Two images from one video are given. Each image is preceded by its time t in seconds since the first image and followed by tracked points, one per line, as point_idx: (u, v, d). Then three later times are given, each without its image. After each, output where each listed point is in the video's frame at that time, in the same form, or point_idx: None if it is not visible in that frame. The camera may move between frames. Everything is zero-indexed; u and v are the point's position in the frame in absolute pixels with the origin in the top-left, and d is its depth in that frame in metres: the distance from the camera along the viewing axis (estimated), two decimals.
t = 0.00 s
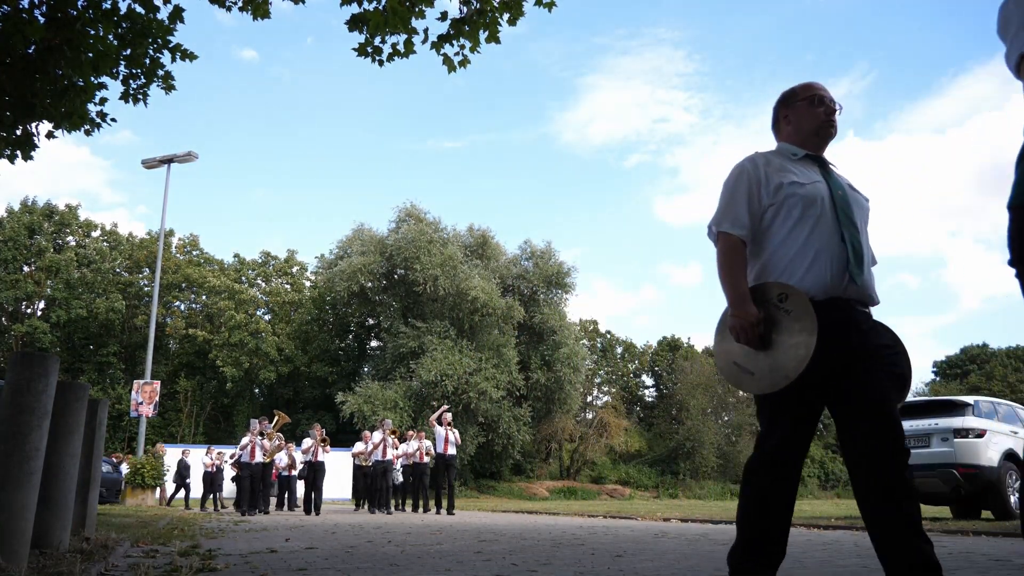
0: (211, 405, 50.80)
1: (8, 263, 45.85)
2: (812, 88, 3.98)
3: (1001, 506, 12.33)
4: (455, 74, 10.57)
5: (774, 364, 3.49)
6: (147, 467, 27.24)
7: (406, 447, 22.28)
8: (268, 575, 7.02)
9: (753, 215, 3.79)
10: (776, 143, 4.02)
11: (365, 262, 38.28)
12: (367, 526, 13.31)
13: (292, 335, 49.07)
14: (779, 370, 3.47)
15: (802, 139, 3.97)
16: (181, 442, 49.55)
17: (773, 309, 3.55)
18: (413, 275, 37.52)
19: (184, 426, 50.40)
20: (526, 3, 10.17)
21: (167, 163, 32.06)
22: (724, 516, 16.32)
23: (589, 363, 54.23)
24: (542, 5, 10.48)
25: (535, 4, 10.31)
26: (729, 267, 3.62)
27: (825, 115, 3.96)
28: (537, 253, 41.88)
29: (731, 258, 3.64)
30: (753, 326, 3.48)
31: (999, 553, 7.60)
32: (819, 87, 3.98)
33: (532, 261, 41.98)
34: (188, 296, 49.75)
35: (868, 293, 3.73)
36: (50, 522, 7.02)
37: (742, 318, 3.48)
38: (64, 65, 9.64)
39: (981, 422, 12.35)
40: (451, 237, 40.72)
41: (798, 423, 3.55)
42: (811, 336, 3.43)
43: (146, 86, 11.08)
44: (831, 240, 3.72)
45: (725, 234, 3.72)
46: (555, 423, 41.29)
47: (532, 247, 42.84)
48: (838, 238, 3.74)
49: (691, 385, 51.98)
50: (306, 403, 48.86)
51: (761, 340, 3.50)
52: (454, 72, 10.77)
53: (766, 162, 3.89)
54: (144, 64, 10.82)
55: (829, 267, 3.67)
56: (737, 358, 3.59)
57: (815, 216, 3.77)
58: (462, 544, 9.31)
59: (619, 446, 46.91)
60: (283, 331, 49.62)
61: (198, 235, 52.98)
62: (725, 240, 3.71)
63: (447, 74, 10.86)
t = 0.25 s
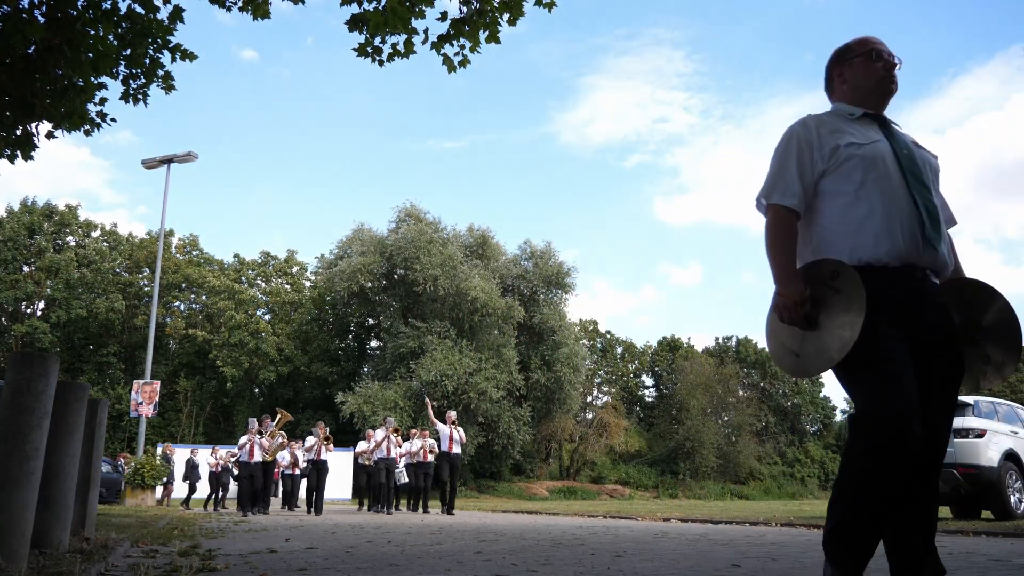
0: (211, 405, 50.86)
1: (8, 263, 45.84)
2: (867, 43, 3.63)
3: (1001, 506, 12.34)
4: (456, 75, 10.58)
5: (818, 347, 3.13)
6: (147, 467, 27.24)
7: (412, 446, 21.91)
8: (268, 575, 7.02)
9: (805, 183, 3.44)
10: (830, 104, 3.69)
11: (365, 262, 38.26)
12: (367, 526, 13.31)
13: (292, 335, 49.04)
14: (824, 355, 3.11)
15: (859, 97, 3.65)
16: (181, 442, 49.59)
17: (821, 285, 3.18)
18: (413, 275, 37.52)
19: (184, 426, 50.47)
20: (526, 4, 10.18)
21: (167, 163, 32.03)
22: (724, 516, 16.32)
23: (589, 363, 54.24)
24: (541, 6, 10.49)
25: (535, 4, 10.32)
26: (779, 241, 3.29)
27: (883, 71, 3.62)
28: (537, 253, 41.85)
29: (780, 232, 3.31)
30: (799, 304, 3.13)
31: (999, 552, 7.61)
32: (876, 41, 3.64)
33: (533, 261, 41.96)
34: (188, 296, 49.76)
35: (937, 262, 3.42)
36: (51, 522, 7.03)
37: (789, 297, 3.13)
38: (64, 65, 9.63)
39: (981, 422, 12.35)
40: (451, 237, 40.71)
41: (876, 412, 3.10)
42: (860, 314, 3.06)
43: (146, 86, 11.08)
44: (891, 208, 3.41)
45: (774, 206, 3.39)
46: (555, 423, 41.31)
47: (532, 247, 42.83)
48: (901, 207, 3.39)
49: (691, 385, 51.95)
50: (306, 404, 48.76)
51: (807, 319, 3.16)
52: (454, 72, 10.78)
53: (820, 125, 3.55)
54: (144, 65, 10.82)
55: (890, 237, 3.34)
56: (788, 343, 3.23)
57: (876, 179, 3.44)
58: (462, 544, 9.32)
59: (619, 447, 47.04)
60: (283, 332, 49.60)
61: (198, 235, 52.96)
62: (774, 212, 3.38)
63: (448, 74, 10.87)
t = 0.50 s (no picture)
0: (211, 405, 50.87)
1: (8, 263, 45.81)
2: (919, 8, 3.29)
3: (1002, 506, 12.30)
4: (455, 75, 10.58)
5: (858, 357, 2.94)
6: (147, 467, 27.23)
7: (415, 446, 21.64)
8: (268, 575, 7.02)
9: (854, 169, 3.13)
10: (880, 77, 3.33)
11: (365, 262, 38.25)
12: (367, 526, 13.30)
13: (292, 335, 49.00)
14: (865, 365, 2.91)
15: (911, 67, 3.29)
16: (181, 442, 49.60)
17: (865, 289, 2.96)
18: (413, 275, 37.51)
19: (184, 426, 50.48)
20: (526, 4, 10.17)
21: (167, 163, 32.02)
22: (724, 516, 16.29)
23: (589, 363, 54.24)
24: (542, 5, 10.48)
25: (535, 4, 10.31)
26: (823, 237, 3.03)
27: (939, 37, 3.27)
28: (537, 253, 41.85)
29: (826, 228, 3.04)
30: (839, 311, 2.93)
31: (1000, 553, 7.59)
32: (928, 5, 3.31)
33: (532, 261, 41.96)
34: (188, 296, 49.76)
35: (1005, 248, 3.04)
36: (50, 521, 7.03)
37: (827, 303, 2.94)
38: (64, 65, 9.64)
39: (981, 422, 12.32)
40: (451, 237, 40.69)
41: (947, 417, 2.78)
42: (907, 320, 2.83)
43: (146, 86, 11.09)
44: (956, 190, 3.05)
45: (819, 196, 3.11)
46: (555, 423, 41.29)
47: (532, 247, 42.82)
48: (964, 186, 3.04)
49: (690, 385, 51.91)
50: (306, 404, 48.59)
51: (848, 328, 2.97)
52: (454, 72, 10.78)
53: (874, 100, 3.20)
54: (144, 65, 10.82)
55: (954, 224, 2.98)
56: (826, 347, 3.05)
57: (937, 159, 3.09)
58: (462, 544, 9.30)
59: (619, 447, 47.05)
60: (283, 332, 49.57)
61: (198, 235, 52.95)
62: (819, 204, 3.10)
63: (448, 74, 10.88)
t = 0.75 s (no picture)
0: (211, 405, 50.89)
1: (8, 263, 45.76)
2: None
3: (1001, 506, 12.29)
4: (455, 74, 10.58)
5: (940, 328, 2.47)
6: (146, 467, 27.22)
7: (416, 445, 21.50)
8: (268, 575, 7.01)
9: (927, 115, 2.66)
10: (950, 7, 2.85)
11: (365, 262, 38.23)
12: (367, 526, 13.29)
13: (292, 335, 48.98)
14: (945, 342, 2.46)
15: None
16: (181, 442, 49.61)
17: (951, 251, 2.50)
18: (413, 275, 37.51)
19: (184, 426, 50.51)
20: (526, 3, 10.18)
21: (167, 164, 31.99)
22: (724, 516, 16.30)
23: (589, 363, 54.20)
24: (541, 5, 10.49)
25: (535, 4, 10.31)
26: (885, 191, 2.59)
27: None
28: (536, 253, 41.85)
29: (895, 182, 2.58)
30: (922, 277, 2.44)
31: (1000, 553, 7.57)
32: None
33: (532, 261, 41.96)
34: (188, 296, 49.76)
35: None
36: (51, 521, 7.04)
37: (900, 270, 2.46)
38: (64, 64, 9.63)
39: (981, 422, 12.32)
40: (451, 237, 40.66)
41: None
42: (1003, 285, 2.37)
43: (146, 85, 11.08)
44: None
45: (883, 147, 2.65)
46: (555, 423, 41.31)
47: (532, 247, 42.82)
48: None
49: (691, 384, 51.87)
50: (306, 403, 48.72)
51: (933, 296, 2.46)
52: (454, 72, 10.79)
53: (945, 35, 2.73)
54: (143, 64, 10.81)
55: None
56: (892, 313, 2.60)
57: None
58: (462, 544, 9.29)
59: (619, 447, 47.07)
60: (283, 332, 49.54)
61: (198, 235, 52.93)
62: (884, 156, 2.65)
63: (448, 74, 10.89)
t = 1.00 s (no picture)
0: (210, 405, 50.95)
1: (8, 263, 45.70)
2: None
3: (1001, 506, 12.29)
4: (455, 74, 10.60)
5: None
6: (146, 467, 27.23)
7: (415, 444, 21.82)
8: (268, 575, 7.02)
9: None
10: None
11: (365, 262, 38.21)
12: (367, 526, 13.30)
13: (292, 335, 48.95)
14: None
15: None
16: (181, 442, 49.66)
17: None
18: (413, 275, 37.50)
19: (184, 426, 50.54)
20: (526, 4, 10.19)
21: (167, 164, 31.97)
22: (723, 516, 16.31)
23: (589, 363, 54.20)
24: (542, 6, 10.50)
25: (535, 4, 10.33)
26: (1004, 151, 1.64)
27: None
28: (536, 253, 41.79)
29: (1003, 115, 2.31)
30: None
31: (999, 552, 7.60)
32: None
33: (532, 261, 41.92)
34: (188, 296, 49.78)
35: None
36: (52, 520, 7.06)
37: None
38: (64, 64, 9.64)
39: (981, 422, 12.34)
40: (451, 237, 40.62)
41: None
42: None
43: (146, 86, 11.10)
44: None
45: (985, 91, 1.71)
46: (555, 423, 41.34)
47: (532, 247, 42.80)
48: None
49: (691, 385, 51.82)
50: (306, 403, 48.79)
51: None
52: (454, 72, 10.82)
53: None
54: (144, 64, 10.82)
55: None
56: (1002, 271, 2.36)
57: None
58: (462, 544, 9.31)
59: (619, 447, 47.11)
60: (283, 332, 49.52)
61: (198, 235, 52.92)
62: (984, 104, 1.71)
63: (448, 74, 10.91)
